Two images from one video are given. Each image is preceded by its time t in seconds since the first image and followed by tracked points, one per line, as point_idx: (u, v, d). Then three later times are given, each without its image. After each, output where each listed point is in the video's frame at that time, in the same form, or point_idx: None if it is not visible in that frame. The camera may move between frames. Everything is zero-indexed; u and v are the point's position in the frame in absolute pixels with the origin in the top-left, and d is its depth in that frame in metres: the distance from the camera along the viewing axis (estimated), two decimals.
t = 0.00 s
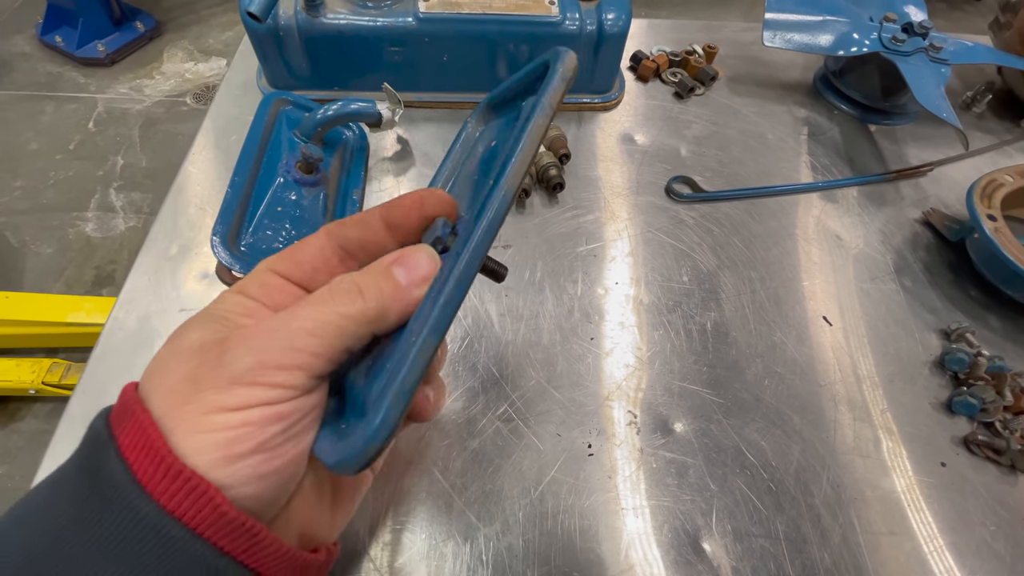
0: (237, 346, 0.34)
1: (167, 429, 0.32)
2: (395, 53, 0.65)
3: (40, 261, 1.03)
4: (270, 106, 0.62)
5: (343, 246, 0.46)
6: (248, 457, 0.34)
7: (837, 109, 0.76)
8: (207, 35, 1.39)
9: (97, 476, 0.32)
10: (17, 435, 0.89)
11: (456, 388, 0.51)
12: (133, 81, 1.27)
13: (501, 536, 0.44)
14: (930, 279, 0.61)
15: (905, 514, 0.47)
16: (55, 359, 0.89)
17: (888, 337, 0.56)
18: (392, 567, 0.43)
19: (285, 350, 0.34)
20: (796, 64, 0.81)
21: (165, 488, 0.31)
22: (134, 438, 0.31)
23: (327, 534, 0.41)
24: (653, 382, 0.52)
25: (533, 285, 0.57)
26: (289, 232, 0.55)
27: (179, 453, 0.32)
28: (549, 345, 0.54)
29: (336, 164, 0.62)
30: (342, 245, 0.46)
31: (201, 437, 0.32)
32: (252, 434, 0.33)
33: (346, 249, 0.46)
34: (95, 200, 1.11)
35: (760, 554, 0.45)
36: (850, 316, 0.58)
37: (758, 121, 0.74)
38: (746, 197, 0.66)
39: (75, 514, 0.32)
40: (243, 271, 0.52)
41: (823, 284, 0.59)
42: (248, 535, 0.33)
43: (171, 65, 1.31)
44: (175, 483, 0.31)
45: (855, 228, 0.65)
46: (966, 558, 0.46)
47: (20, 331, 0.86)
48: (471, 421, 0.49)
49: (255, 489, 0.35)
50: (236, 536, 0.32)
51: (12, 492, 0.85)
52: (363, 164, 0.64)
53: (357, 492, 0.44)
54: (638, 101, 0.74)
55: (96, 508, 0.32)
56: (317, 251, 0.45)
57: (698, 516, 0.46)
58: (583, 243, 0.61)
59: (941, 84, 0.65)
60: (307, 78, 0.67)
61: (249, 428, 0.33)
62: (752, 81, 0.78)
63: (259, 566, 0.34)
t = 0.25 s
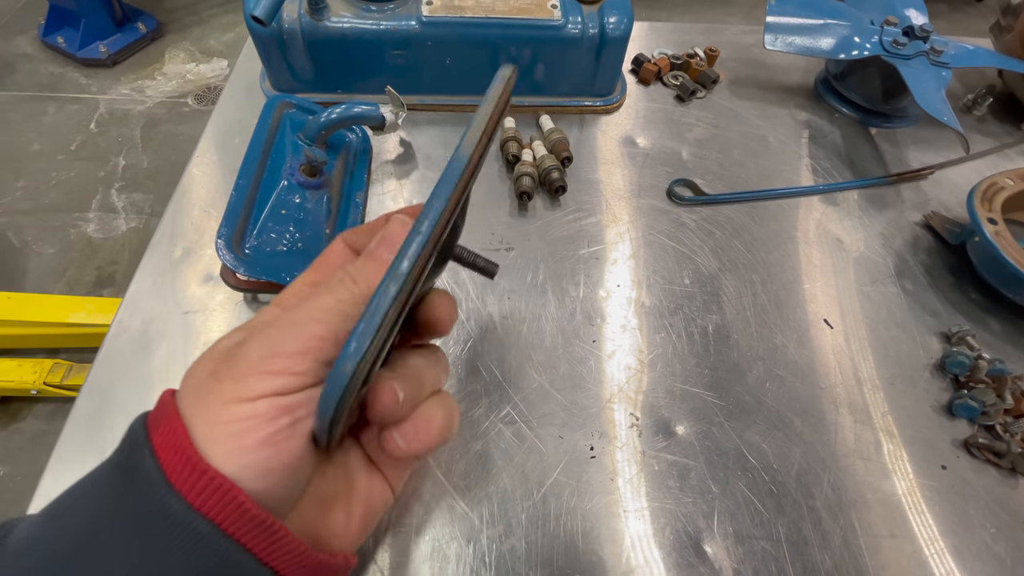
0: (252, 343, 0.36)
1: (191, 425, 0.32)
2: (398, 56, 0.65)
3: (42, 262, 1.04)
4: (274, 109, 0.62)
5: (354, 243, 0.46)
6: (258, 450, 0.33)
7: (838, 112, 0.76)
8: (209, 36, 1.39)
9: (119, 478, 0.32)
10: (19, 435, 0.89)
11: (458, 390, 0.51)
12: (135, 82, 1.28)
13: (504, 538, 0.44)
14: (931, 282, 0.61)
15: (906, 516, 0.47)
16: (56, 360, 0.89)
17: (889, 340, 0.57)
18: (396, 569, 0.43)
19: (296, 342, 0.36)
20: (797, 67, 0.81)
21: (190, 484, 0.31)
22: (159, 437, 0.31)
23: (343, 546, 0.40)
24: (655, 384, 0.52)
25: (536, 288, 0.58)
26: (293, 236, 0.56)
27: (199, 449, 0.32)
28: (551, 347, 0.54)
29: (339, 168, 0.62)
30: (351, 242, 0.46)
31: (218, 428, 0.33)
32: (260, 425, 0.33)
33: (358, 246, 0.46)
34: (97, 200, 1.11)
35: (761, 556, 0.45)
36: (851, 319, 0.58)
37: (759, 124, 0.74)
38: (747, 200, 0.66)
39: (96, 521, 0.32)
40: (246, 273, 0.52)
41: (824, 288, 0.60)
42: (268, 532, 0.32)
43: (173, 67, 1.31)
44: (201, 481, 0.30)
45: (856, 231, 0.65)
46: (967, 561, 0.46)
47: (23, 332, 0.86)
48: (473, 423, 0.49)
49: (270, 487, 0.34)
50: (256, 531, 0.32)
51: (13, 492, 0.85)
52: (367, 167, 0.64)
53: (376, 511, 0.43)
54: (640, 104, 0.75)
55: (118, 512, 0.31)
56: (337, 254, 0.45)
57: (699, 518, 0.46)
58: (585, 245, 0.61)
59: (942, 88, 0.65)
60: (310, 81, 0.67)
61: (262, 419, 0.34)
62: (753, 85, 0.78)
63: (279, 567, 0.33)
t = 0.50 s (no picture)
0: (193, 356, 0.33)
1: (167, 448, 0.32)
2: (400, 59, 0.65)
3: (42, 262, 1.04)
4: (276, 111, 0.63)
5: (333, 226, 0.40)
6: (229, 462, 0.33)
7: (839, 114, 0.76)
8: (210, 37, 1.39)
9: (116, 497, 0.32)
10: (19, 436, 0.89)
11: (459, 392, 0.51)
12: (135, 82, 1.28)
13: (505, 540, 0.44)
14: (932, 285, 0.61)
15: (907, 519, 0.47)
16: (57, 360, 0.89)
17: (890, 343, 0.57)
18: (397, 571, 0.43)
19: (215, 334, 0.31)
20: (798, 69, 0.81)
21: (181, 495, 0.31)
22: (146, 453, 0.32)
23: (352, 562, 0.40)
24: (656, 387, 0.52)
25: (537, 290, 0.58)
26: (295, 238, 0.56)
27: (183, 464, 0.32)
28: (553, 349, 0.54)
29: (341, 170, 0.62)
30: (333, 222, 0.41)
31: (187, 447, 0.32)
32: (224, 440, 0.32)
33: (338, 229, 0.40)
34: (98, 201, 1.11)
35: (763, 559, 0.45)
36: (852, 322, 0.58)
37: (761, 126, 0.74)
38: (749, 203, 0.66)
39: (100, 537, 0.32)
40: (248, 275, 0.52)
41: (825, 290, 0.60)
42: (267, 528, 0.32)
43: (174, 67, 1.32)
44: (189, 491, 0.30)
45: (858, 233, 0.65)
46: (969, 564, 0.46)
47: (23, 333, 0.86)
48: (475, 425, 0.49)
49: (259, 487, 0.34)
50: (255, 528, 0.32)
51: (13, 493, 0.85)
52: (370, 169, 0.64)
53: (382, 534, 0.42)
54: (641, 106, 0.75)
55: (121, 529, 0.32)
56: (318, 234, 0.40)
57: (701, 520, 0.46)
58: (586, 247, 0.61)
59: (943, 91, 0.66)
60: (312, 83, 0.67)
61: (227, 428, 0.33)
62: (754, 87, 0.78)
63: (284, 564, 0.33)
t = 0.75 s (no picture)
0: (150, 349, 0.35)
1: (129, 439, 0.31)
2: (401, 60, 0.65)
3: (44, 263, 1.04)
4: (277, 113, 0.63)
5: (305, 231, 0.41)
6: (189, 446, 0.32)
7: (839, 116, 0.76)
8: (211, 37, 1.39)
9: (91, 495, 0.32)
10: (19, 436, 0.89)
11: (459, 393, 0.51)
12: (136, 83, 1.28)
13: (505, 541, 0.45)
14: (932, 286, 0.62)
15: (907, 520, 0.47)
16: (57, 361, 0.89)
17: (890, 344, 0.57)
18: (398, 571, 0.43)
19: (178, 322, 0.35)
20: (798, 70, 0.81)
21: (143, 485, 0.30)
22: (110, 448, 0.31)
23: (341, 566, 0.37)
24: (656, 387, 0.53)
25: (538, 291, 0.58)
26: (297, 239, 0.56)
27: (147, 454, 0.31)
28: (553, 350, 0.54)
29: (342, 170, 0.62)
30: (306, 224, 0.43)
31: (150, 434, 0.32)
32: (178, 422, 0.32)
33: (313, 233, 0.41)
34: (99, 201, 1.11)
35: (763, 559, 0.45)
36: (852, 323, 0.58)
37: (761, 127, 0.75)
38: (749, 204, 0.66)
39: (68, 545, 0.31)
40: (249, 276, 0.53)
41: (826, 291, 0.60)
42: (235, 516, 0.31)
43: (175, 68, 1.32)
44: (154, 480, 0.30)
45: (858, 235, 0.65)
46: (969, 565, 0.46)
47: (24, 333, 0.86)
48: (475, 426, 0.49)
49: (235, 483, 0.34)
50: (222, 518, 0.31)
51: (14, 493, 0.85)
52: (370, 170, 0.64)
53: (377, 539, 0.38)
54: (641, 107, 0.75)
55: (94, 531, 0.31)
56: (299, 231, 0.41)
57: (701, 521, 0.46)
58: (586, 248, 0.61)
59: (943, 92, 0.66)
60: (313, 84, 0.67)
61: (192, 410, 0.32)
62: (755, 88, 0.79)
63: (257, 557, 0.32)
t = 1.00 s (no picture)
0: (177, 342, 0.38)
1: (151, 426, 0.34)
2: (401, 62, 0.65)
3: (44, 263, 1.04)
4: (277, 114, 0.63)
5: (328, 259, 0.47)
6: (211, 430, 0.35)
7: (838, 117, 0.76)
8: (212, 38, 1.40)
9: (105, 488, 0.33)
10: (19, 436, 0.90)
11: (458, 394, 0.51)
12: (137, 84, 1.28)
13: (504, 542, 0.45)
14: (931, 288, 0.62)
15: (905, 522, 0.47)
16: (57, 361, 0.89)
17: (889, 346, 0.57)
18: (396, 572, 0.43)
19: (212, 320, 0.39)
20: (798, 72, 0.81)
21: (166, 475, 0.32)
22: (129, 438, 0.33)
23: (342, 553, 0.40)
24: (655, 389, 0.53)
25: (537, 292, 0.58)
26: (297, 241, 0.56)
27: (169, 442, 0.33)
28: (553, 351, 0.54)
29: (342, 172, 0.62)
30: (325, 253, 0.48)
31: (174, 418, 0.34)
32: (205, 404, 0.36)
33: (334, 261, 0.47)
34: (99, 202, 1.11)
35: (762, 561, 0.45)
36: (851, 324, 0.58)
37: (760, 129, 0.75)
38: (748, 206, 0.66)
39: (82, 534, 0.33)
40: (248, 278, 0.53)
41: (825, 293, 0.60)
42: (249, 510, 0.33)
43: (175, 69, 1.32)
44: (176, 469, 0.32)
45: (857, 237, 0.65)
46: (967, 567, 0.46)
47: (24, 333, 0.86)
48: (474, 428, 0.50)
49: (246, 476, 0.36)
50: (237, 512, 0.33)
51: (13, 494, 0.85)
52: (369, 172, 0.64)
53: (374, 531, 0.42)
54: (641, 109, 0.75)
55: (103, 523, 0.32)
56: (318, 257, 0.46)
57: (699, 523, 0.46)
58: (585, 250, 0.61)
59: (941, 94, 0.66)
60: (313, 86, 0.68)
61: (219, 398, 0.36)
62: (754, 90, 0.79)
63: (264, 551, 0.34)
